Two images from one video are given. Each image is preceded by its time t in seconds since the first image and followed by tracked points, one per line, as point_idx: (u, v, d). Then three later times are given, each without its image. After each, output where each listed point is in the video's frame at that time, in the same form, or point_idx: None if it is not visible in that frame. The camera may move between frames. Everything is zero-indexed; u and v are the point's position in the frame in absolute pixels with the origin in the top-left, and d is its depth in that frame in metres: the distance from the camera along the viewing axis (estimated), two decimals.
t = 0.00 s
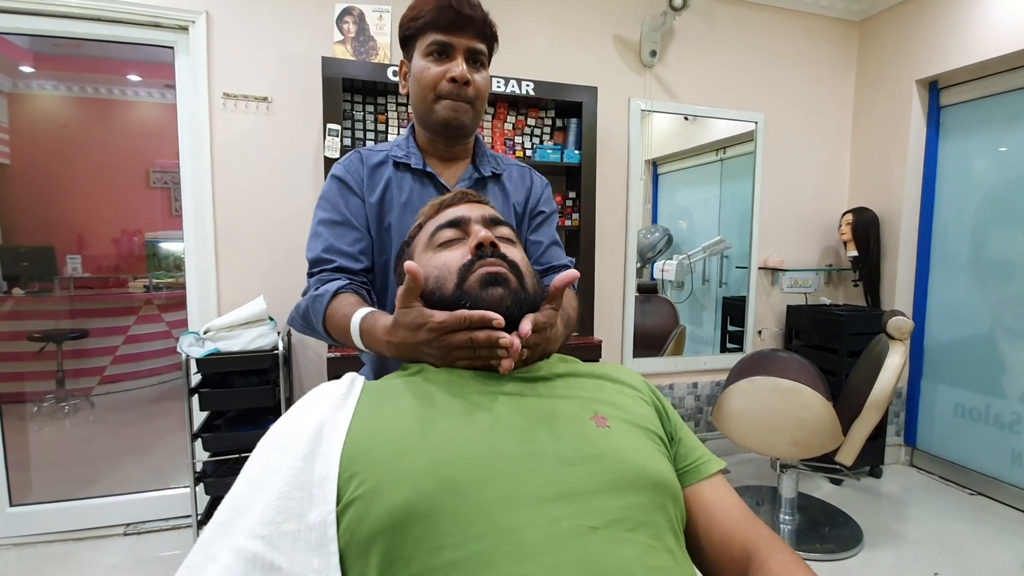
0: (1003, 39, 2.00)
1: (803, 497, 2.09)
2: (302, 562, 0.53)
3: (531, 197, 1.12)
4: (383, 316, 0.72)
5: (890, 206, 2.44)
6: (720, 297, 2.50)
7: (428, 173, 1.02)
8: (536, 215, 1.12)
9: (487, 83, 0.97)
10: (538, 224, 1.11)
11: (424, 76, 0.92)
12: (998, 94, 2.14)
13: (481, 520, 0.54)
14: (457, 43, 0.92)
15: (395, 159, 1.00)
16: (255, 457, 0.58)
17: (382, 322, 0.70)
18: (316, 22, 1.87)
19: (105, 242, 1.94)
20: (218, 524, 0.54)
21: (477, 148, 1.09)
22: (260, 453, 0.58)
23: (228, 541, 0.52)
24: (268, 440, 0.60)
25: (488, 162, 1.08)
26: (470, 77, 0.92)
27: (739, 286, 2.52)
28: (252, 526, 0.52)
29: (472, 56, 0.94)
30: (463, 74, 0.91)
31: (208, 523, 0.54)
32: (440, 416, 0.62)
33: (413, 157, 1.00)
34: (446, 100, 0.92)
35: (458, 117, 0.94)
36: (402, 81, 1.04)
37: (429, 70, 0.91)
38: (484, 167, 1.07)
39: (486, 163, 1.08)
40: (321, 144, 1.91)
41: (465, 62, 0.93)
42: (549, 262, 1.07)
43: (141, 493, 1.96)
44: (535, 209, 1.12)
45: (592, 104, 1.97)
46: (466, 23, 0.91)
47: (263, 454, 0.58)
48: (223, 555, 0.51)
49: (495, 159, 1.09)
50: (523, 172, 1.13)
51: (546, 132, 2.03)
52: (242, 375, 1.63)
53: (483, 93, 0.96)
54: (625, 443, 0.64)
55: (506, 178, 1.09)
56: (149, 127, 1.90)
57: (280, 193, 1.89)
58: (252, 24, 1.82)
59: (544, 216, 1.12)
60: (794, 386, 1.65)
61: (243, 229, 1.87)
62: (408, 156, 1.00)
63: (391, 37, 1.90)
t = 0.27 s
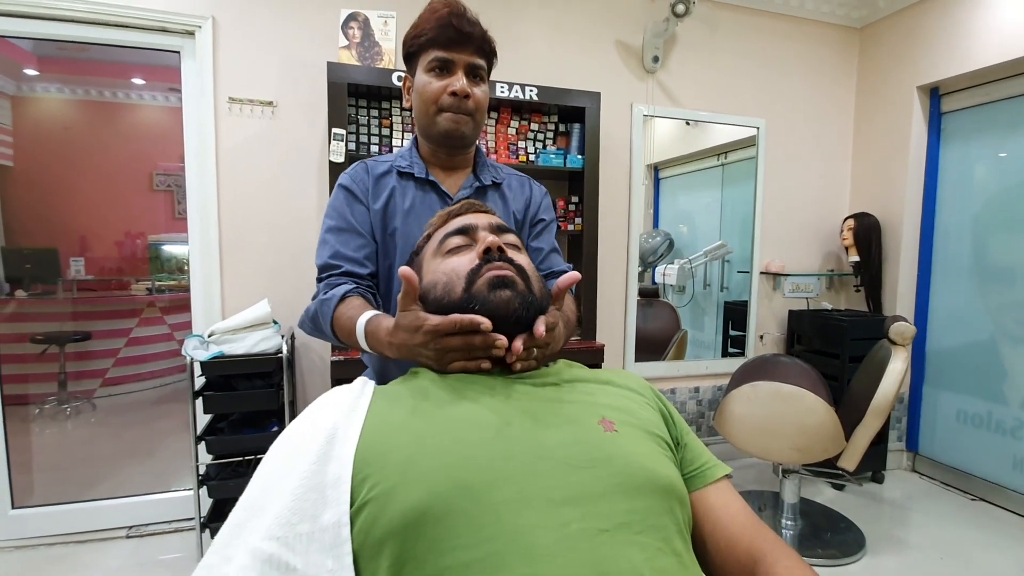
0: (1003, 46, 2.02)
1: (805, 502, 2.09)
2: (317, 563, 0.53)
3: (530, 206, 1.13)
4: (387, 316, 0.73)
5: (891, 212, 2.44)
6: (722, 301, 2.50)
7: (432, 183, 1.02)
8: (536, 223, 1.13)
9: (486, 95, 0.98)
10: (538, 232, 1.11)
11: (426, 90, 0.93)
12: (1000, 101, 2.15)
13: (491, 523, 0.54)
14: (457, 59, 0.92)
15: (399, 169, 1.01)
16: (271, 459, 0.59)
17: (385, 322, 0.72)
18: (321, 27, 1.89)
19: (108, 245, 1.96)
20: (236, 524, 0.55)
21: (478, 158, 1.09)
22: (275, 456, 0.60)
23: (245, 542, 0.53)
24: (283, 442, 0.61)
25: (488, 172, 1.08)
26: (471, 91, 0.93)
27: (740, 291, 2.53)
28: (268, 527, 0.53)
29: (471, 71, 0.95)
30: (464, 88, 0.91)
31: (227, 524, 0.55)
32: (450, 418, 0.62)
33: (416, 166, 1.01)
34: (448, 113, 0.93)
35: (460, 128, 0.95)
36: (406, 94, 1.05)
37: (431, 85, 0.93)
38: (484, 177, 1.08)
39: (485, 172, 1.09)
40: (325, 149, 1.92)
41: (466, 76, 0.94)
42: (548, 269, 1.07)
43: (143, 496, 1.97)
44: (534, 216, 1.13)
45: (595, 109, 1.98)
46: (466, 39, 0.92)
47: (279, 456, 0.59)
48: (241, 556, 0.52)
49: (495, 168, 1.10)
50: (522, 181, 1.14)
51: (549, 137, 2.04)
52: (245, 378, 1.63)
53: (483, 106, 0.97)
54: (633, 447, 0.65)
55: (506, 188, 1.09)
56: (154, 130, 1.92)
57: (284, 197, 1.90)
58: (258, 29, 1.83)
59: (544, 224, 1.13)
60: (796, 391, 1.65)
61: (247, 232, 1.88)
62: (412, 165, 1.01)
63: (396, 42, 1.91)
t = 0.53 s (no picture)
0: (1003, 52, 2.03)
1: (807, 506, 2.09)
2: (331, 562, 0.54)
3: (532, 213, 1.13)
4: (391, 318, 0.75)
5: (892, 217, 2.45)
6: (723, 305, 2.51)
7: (437, 191, 1.03)
8: (539, 228, 1.14)
9: (490, 105, 0.99)
10: (540, 238, 1.12)
11: (432, 101, 0.94)
12: (1000, 107, 2.16)
13: (503, 522, 0.55)
14: (462, 71, 0.94)
15: (405, 177, 1.01)
16: (284, 459, 0.60)
17: (390, 323, 0.74)
18: (326, 31, 1.90)
19: (111, 246, 1.97)
20: (249, 523, 0.55)
21: (482, 165, 1.10)
22: (288, 456, 0.60)
23: (260, 540, 0.54)
24: (296, 442, 0.61)
25: (492, 178, 1.09)
26: (475, 101, 0.94)
27: (742, 295, 2.54)
28: (284, 526, 0.54)
29: (476, 82, 0.96)
30: (469, 98, 0.93)
31: (239, 523, 0.55)
32: (461, 420, 0.63)
33: (422, 174, 1.02)
34: (453, 122, 0.94)
35: (464, 137, 0.96)
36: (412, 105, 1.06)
37: (436, 95, 0.94)
38: (488, 183, 1.09)
39: (490, 179, 1.10)
40: (330, 152, 1.93)
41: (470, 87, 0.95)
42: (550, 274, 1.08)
43: (146, 497, 1.97)
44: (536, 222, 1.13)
45: (598, 114, 2.00)
46: (469, 51, 0.93)
47: (292, 456, 0.59)
48: (255, 554, 0.53)
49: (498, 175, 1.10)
50: (524, 187, 1.14)
51: (552, 141, 2.05)
52: (250, 380, 1.64)
53: (487, 116, 0.98)
54: (640, 449, 0.65)
55: (510, 194, 1.10)
56: (158, 132, 1.93)
57: (289, 199, 1.91)
58: (263, 33, 1.84)
59: (547, 230, 1.14)
60: (798, 395, 1.66)
61: (252, 234, 1.89)
62: (417, 173, 1.02)
63: (401, 47, 1.96)
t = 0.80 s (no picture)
0: (1005, 59, 2.04)
1: (809, 510, 2.10)
2: (344, 562, 0.55)
3: (537, 219, 1.14)
4: (401, 320, 0.77)
5: (894, 221, 2.46)
6: (725, 308, 2.52)
7: (445, 197, 1.04)
8: (543, 234, 1.14)
9: (496, 114, 1.00)
10: (544, 243, 1.12)
11: (439, 111, 0.95)
12: (1003, 112, 2.16)
13: (513, 522, 0.56)
14: (468, 82, 0.95)
15: (413, 183, 1.03)
16: (297, 461, 0.60)
17: (400, 326, 0.76)
18: (332, 35, 1.92)
19: (114, 247, 1.97)
20: (263, 524, 0.56)
21: (488, 171, 1.11)
22: (302, 458, 0.61)
23: (274, 540, 0.54)
24: (309, 444, 0.62)
25: (498, 184, 1.11)
26: (482, 111, 0.95)
27: (743, 298, 2.54)
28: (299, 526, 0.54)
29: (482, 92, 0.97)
30: (475, 108, 0.94)
31: (253, 523, 0.56)
32: (472, 423, 0.64)
33: (430, 180, 1.03)
34: (460, 131, 0.95)
35: (471, 146, 0.97)
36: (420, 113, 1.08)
37: (443, 106, 0.95)
38: (495, 189, 1.10)
39: (496, 185, 1.11)
40: (335, 154, 1.95)
41: (477, 97, 0.96)
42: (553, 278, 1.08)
43: (150, 497, 1.98)
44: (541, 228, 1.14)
45: (601, 118, 2.01)
46: (476, 62, 0.94)
47: (306, 458, 0.60)
48: (271, 553, 0.53)
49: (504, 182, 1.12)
50: (530, 194, 1.16)
51: (555, 144, 2.06)
52: (255, 381, 1.65)
53: (494, 125, 0.99)
54: (647, 452, 0.66)
55: (515, 200, 1.11)
56: (163, 134, 1.95)
57: (294, 201, 1.93)
58: (270, 36, 1.86)
59: (551, 235, 1.15)
60: (800, 399, 1.67)
61: (257, 237, 1.90)
62: (425, 180, 1.03)
63: (406, 51, 1.98)
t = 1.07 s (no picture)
0: (1004, 62, 2.05)
1: (808, 510, 2.10)
2: (357, 556, 0.56)
3: (538, 223, 1.15)
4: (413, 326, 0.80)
5: (894, 223, 2.47)
6: (725, 309, 2.53)
7: (448, 201, 1.05)
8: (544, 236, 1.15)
9: (499, 119, 1.01)
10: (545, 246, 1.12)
11: (443, 116, 0.97)
12: (1002, 115, 2.18)
13: (521, 518, 0.57)
14: (472, 88, 0.96)
15: (416, 187, 1.04)
16: (308, 458, 0.61)
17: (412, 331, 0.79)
18: (335, 37, 1.93)
19: (116, 246, 1.98)
20: (275, 519, 0.57)
21: (491, 175, 1.12)
22: (313, 455, 0.61)
23: (288, 535, 0.55)
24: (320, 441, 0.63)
25: (501, 188, 1.12)
26: (484, 117, 0.96)
27: (743, 299, 2.55)
28: (312, 521, 0.55)
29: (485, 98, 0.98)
30: (478, 114, 0.95)
31: (266, 519, 0.57)
32: (479, 422, 0.65)
33: (433, 185, 1.04)
34: (463, 137, 0.96)
35: (474, 151, 0.98)
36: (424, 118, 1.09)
37: (446, 112, 0.96)
38: (497, 193, 1.11)
39: (499, 188, 1.12)
40: (337, 156, 1.96)
41: (480, 103, 0.98)
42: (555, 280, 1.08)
43: (153, 497, 1.99)
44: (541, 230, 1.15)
45: (602, 120, 2.02)
46: (479, 69, 0.95)
47: (317, 455, 0.61)
48: (285, 548, 0.54)
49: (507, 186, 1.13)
50: (531, 198, 1.17)
51: (557, 146, 2.07)
52: (258, 381, 1.66)
53: (496, 130, 1.00)
54: (651, 451, 0.67)
55: (517, 205, 1.12)
56: (165, 135, 1.96)
57: (297, 202, 1.94)
58: (274, 39, 1.87)
59: (552, 239, 1.15)
60: (801, 400, 1.68)
61: (260, 237, 1.91)
62: (429, 184, 1.04)
63: (409, 53, 2.00)
